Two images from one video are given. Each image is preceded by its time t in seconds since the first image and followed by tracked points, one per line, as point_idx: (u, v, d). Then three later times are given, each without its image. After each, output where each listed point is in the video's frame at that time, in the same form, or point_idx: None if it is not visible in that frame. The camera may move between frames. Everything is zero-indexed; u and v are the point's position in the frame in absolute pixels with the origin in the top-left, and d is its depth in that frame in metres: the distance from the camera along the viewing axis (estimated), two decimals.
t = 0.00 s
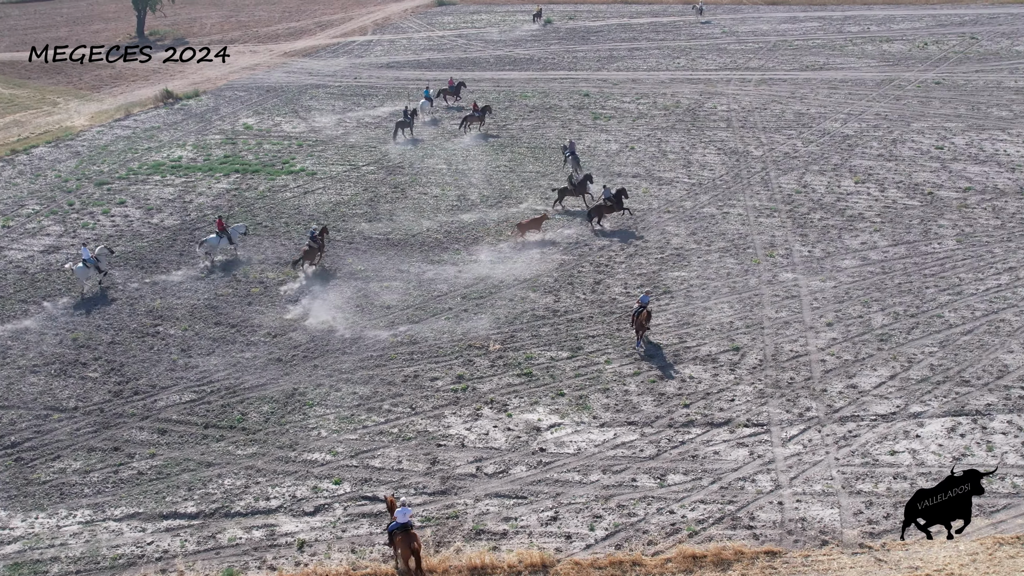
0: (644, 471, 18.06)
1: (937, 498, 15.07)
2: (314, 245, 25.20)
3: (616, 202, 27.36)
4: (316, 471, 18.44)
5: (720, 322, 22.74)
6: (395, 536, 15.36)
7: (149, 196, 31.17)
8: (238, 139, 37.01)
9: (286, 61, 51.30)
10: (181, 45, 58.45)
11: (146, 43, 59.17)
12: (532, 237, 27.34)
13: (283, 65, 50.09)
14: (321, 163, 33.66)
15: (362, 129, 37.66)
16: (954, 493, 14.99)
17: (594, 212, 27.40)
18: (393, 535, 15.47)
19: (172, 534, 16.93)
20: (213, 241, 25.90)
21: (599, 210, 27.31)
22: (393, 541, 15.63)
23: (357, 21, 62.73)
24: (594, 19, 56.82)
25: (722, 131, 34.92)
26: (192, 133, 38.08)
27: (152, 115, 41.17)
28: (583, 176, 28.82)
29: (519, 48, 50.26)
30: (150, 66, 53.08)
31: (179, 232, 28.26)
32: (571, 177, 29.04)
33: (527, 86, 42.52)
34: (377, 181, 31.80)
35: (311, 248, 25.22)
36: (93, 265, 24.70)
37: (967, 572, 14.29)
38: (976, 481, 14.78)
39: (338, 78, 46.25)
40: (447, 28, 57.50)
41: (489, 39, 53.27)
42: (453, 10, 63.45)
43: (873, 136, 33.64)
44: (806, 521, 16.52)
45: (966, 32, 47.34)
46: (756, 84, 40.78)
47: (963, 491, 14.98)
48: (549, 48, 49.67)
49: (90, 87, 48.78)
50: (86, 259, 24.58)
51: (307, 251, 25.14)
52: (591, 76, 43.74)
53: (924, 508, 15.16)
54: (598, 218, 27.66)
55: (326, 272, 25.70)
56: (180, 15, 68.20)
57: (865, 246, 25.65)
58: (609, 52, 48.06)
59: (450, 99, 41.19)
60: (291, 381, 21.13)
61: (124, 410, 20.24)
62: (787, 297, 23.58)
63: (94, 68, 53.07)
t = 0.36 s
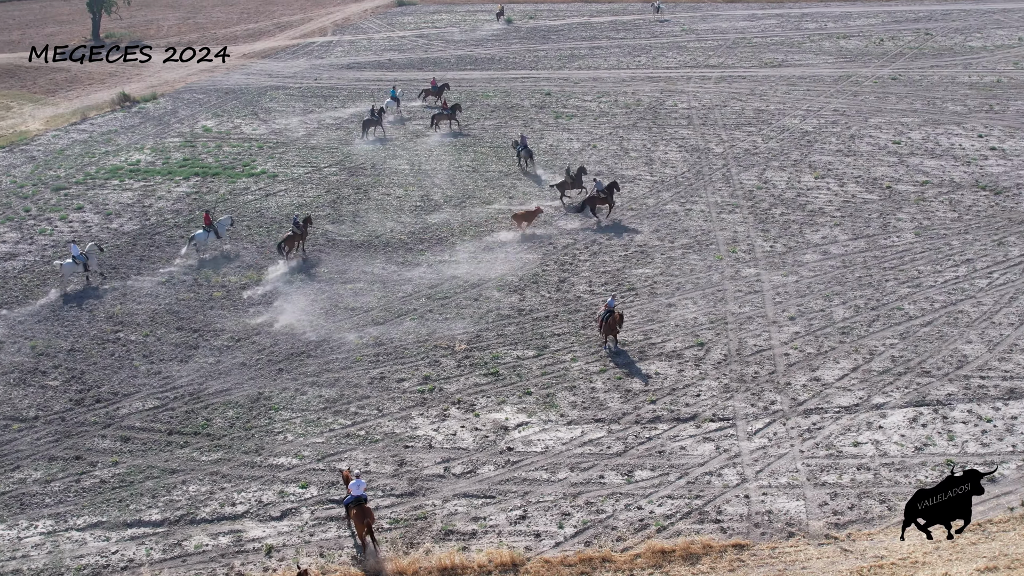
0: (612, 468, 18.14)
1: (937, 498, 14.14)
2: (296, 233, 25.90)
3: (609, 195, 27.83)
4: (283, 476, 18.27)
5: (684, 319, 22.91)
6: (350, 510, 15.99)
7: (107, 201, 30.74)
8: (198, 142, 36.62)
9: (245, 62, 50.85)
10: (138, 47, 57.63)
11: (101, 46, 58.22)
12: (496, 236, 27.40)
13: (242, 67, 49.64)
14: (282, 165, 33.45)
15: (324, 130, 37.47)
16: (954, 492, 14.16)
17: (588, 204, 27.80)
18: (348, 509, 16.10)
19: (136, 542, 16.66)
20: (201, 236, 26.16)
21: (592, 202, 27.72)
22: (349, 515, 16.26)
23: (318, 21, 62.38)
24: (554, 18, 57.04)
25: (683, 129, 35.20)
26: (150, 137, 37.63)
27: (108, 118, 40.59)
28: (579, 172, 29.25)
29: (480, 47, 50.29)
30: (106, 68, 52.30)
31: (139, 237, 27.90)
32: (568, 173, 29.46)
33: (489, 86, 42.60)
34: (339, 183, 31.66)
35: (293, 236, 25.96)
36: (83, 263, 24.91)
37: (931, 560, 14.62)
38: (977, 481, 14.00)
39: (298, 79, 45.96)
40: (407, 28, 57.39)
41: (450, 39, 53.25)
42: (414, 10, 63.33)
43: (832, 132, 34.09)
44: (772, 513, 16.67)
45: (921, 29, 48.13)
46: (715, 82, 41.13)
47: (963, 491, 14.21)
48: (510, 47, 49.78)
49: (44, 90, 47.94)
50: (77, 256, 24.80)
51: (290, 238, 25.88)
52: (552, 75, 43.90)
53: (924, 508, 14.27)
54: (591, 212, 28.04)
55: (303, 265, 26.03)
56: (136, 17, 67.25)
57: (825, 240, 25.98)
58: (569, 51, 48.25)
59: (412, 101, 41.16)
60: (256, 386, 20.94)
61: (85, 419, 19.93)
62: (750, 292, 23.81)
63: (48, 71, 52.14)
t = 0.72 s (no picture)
0: (586, 466, 18.20)
1: (937, 498, 13.51)
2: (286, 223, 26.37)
3: (605, 189, 28.07)
4: (256, 480, 18.13)
5: (656, 316, 23.05)
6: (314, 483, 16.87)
7: (73, 205, 30.37)
8: (165, 145, 36.30)
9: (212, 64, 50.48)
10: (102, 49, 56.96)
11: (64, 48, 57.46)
12: (468, 236, 27.43)
13: (208, 68, 49.27)
14: (251, 167, 33.26)
15: (293, 131, 37.32)
16: (954, 493, 13.42)
17: (585, 198, 28.03)
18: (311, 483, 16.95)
19: (107, 550, 16.43)
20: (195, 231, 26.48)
21: (589, 196, 27.96)
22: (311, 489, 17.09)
23: (285, 22, 62.06)
24: (523, 17, 57.19)
25: (652, 127, 35.42)
26: (117, 139, 37.25)
27: (73, 121, 40.12)
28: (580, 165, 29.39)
29: (448, 47, 50.31)
30: (70, 71, 51.64)
31: (106, 241, 27.60)
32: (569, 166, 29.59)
33: (458, 86, 42.67)
34: (309, 184, 31.52)
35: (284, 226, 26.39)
36: (77, 258, 25.24)
37: (903, 551, 14.84)
38: (977, 481, 13.12)
39: (266, 80, 45.72)
40: (375, 28, 57.29)
41: (418, 38, 53.22)
42: (382, 11, 63.24)
43: (799, 129, 34.46)
44: (746, 508, 16.79)
45: (885, 26, 48.77)
46: (683, 80, 41.42)
47: (963, 491, 13.41)
48: (478, 47, 49.85)
49: (6, 93, 47.23)
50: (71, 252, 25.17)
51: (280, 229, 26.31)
52: (521, 74, 44.03)
53: (924, 508, 13.68)
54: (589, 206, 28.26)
55: (277, 267, 25.95)
56: (100, 18, 66.41)
57: (794, 236, 26.24)
58: (538, 50, 48.40)
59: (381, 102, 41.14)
60: (228, 390, 20.79)
61: (54, 426, 19.66)
62: (721, 289, 23.99)
63: (10, 74, 51.35)
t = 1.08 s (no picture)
0: (565, 464, 18.24)
1: (937, 498, 13.85)
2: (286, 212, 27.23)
3: (605, 181, 28.52)
4: (233, 483, 18.02)
5: (632, 314, 23.14)
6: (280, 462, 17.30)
7: (44, 208, 30.06)
8: (137, 147, 36.01)
9: (183, 65, 50.13)
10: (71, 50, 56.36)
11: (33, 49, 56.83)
12: (444, 236, 27.41)
13: (180, 70, 48.92)
14: (224, 169, 33.07)
15: (266, 132, 37.13)
16: (955, 492, 13.78)
17: (588, 192, 28.45)
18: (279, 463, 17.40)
19: (83, 556, 16.24)
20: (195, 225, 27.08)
21: (592, 189, 28.39)
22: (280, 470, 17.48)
23: (257, 23, 61.71)
24: (497, 17, 57.23)
25: (627, 125, 35.55)
26: (87, 142, 36.91)
27: (42, 124, 39.70)
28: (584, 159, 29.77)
29: (422, 47, 50.27)
30: (39, 73, 51.10)
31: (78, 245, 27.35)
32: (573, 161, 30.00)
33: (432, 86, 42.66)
34: (284, 185, 31.40)
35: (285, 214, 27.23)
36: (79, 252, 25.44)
37: (881, 544, 15.00)
38: (977, 481, 13.52)
39: (238, 81, 45.48)
40: (348, 28, 57.13)
41: (392, 39, 53.12)
42: (356, 11, 63.06)
43: (772, 126, 34.70)
44: (724, 503, 16.89)
45: (856, 24, 49.22)
46: (657, 78, 41.61)
47: (963, 491, 13.78)
48: (452, 47, 49.84)
49: None
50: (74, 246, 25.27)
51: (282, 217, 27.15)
52: (495, 73, 44.07)
53: (924, 508, 13.96)
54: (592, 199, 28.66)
55: (251, 270, 25.81)
56: (69, 20, 65.75)
57: (768, 233, 26.43)
58: (512, 49, 48.47)
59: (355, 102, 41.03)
60: (203, 393, 20.65)
61: (27, 432, 19.43)
62: (697, 286, 24.12)
63: None
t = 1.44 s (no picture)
0: (551, 463, 18.25)
1: (937, 498, 13.89)
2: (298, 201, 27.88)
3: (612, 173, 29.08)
4: (217, 486, 17.93)
5: (617, 313, 23.20)
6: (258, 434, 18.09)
7: (23, 210, 29.83)
8: (117, 148, 35.81)
9: (164, 66, 49.88)
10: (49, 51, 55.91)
11: (11, 50, 56.35)
12: (427, 236, 27.40)
13: (160, 71, 48.65)
14: (205, 169, 32.94)
15: (248, 133, 36.98)
16: (955, 492, 13.83)
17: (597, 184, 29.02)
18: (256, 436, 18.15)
19: (66, 561, 16.10)
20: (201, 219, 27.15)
21: (600, 182, 28.96)
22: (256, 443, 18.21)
23: (238, 23, 61.44)
24: (479, 16, 57.25)
25: (609, 124, 35.64)
26: (67, 144, 36.66)
27: (20, 125, 39.40)
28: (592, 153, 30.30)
29: (404, 46, 50.22)
30: (17, 74, 50.69)
31: (59, 247, 27.17)
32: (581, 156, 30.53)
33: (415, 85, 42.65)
34: (266, 186, 31.31)
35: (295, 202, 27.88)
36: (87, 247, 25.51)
37: (865, 539, 15.12)
38: (978, 481, 13.63)
39: (219, 82, 45.31)
40: (329, 28, 57.00)
41: (374, 38, 53.04)
42: (337, 11, 62.89)
43: (754, 124, 34.87)
44: (710, 501, 16.96)
45: (837, 22, 49.52)
46: (639, 77, 41.74)
47: (963, 491, 13.85)
48: (435, 46, 49.81)
49: None
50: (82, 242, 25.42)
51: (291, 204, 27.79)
52: (478, 73, 44.10)
53: (924, 508, 13.96)
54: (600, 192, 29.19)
55: (234, 271, 25.71)
56: (46, 20, 65.23)
57: (751, 231, 26.57)
58: (495, 49, 48.51)
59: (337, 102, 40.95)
60: (186, 395, 20.55)
61: (8, 436, 19.26)
62: (681, 284, 24.21)
63: None
